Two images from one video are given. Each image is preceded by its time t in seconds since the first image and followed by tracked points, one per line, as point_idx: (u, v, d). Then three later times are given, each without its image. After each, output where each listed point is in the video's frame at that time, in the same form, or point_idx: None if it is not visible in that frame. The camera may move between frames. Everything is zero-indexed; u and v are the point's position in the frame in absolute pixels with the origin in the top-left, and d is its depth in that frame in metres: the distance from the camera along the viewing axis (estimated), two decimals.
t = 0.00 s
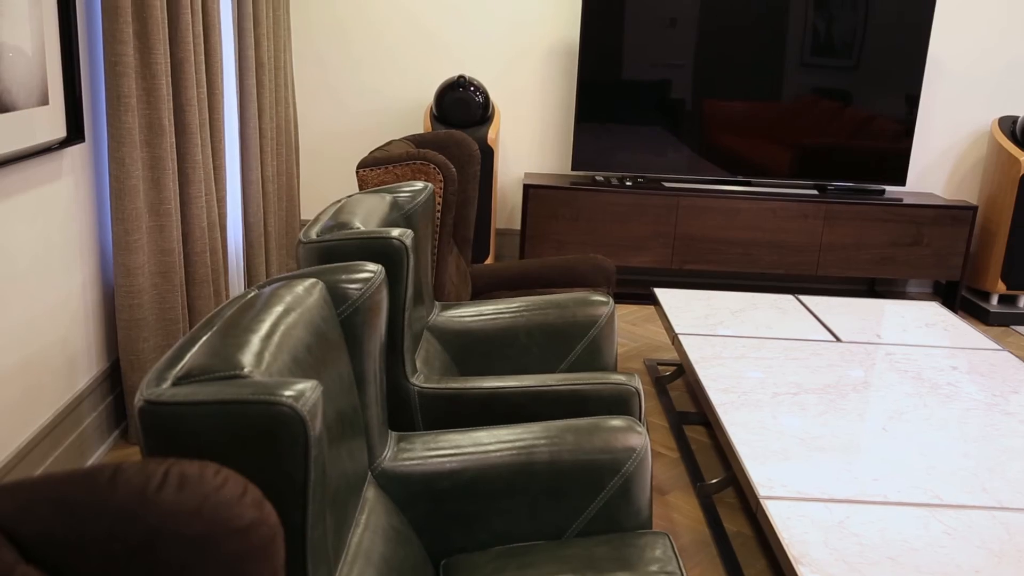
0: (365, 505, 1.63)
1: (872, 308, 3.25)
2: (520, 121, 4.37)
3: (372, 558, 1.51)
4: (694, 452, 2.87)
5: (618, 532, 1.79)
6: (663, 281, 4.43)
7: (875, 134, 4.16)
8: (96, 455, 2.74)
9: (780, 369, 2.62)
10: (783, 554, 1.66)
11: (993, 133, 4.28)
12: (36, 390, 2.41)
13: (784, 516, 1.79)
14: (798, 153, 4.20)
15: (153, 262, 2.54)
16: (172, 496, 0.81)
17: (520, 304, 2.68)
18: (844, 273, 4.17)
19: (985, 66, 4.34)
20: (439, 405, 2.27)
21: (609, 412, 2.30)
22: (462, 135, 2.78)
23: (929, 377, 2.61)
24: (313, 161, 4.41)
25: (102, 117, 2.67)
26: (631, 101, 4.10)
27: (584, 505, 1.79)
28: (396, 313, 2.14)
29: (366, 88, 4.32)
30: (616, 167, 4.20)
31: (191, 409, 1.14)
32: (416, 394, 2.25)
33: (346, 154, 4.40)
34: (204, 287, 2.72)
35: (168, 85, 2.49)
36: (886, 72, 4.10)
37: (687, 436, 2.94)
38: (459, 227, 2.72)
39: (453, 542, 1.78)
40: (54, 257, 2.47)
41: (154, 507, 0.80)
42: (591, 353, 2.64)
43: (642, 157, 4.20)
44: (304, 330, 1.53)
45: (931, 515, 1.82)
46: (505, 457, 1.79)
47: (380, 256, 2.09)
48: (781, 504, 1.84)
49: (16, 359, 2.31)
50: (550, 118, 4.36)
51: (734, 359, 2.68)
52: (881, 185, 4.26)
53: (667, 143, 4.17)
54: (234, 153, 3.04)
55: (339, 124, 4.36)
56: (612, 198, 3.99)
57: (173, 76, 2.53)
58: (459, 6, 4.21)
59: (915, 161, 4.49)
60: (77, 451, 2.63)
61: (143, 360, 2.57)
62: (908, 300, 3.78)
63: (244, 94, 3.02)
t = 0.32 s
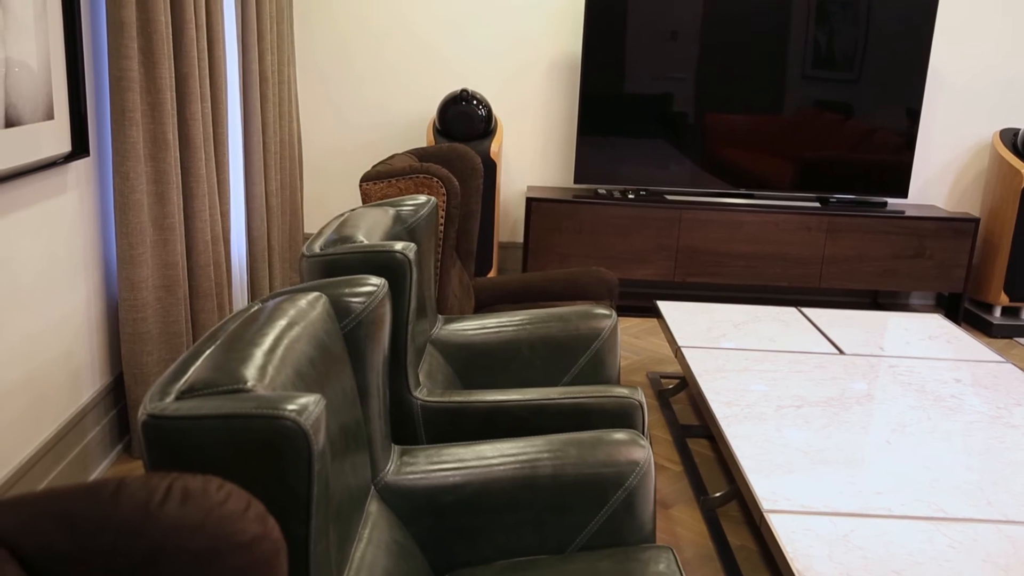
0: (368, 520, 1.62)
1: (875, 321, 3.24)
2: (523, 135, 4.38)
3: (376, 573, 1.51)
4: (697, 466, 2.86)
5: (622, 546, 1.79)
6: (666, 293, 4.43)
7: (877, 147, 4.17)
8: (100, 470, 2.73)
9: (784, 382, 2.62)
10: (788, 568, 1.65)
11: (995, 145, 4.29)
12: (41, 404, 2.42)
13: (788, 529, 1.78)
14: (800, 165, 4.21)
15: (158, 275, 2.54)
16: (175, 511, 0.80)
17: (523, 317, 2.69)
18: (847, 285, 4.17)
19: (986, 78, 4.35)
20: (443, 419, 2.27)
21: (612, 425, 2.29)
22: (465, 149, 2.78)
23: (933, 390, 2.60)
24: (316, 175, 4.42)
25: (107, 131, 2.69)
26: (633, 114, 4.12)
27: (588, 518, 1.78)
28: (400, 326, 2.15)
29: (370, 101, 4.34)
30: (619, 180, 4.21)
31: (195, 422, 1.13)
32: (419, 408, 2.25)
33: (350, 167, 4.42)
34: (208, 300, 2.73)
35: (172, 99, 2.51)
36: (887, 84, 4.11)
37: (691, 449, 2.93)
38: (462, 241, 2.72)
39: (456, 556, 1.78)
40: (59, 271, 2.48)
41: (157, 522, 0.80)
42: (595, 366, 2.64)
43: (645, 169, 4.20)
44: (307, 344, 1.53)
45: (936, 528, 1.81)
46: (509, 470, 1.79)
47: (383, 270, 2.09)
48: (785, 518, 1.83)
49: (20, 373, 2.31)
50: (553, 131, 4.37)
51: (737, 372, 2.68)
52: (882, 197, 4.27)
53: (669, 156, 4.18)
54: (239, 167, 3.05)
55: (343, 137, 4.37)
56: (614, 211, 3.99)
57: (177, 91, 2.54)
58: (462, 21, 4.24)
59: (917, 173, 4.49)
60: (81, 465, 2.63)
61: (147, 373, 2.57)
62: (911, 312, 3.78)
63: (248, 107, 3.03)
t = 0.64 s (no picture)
0: (377, 540, 1.64)
1: (886, 340, 3.23)
2: (533, 154, 4.40)
3: None
4: (708, 486, 2.85)
5: (631, 567, 1.78)
6: (675, 312, 4.42)
7: (886, 166, 4.17)
8: (110, 490, 2.74)
9: (795, 402, 2.61)
10: None
11: (1005, 164, 4.28)
12: (52, 424, 2.43)
13: (799, 550, 1.77)
14: (809, 184, 4.21)
15: (170, 295, 2.55)
16: (186, 531, 0.81)
17: (533, 336, 2.69)
18: (858, 305, 4.15)
19: (996, 97, 4.35)
20: (452, 440, 2.27)
21: (622, 445, 2.28)
22: (475, 169, 2.79)
23: (944, 410, 2.59)
24: (327, 194, 4.44)
25: (121, 152, 2.71)
26: (642, 133, 4.13)
27: (597, 539, 1.78)
28: (410, 346, 2.16)
29: (380, 121, 4.36)
30: (628, 200, 4.22)
31: (206, 442, 1.14)
32: (429, 428, 2.25)
33: (361, 186, 4.43)
34: (219, 320, 2.74)
35: (186, 121, 2.53)
36: (897, 104, 4.12)
37: (701, 470, 2.92)
38: (472, 261, 2.73)
39: None
40: (72, 291, 2.50)
41: (168, 542, 0.80)
42: (605, 386, 2.64)
43: (654, 189, 4.21)
44: (318, 364, 1.53)
45: (948, 550, 1.80)
46: (519, 491, 1.78)
47: (394, 290, 2.10)
48: (796, 539, 1.82)
49: (32, 394, 2.33)
50: (563, 150, 4.39)
51: (747, 391, 2.67)
52: (892, 216, 4.26)
53: (679, 176, 4.19)
54: (251, 188, 3.07)
55: (354, 156, 4.40)
56: (624, 230, 4.00)
57: (190, 113, 2.56)
58: (473, 41, 4.26)
59: (927, 192, 4.49)
60: (91, 485, 2.63)
61: (158, 393, 2.58)
62: (922, 332, 3.77)
63: (260, 127, 3.05)
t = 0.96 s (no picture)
0: (397, 565, 1.65)
1: (910, 366, 3.20)
2: (554, 178, 4.40)
3: None
4: (729, 512, 2.82)
5: None
6: (696, 336, 4.40)
7: (909, 189, 4.15)
8: (131, 513, 2.75)
9: (817, 427, 2.59)
10: None
11: None
12: (76, 447, 2.45)
13: None
14: (831, 207, 4.19)
15: (193, 320, 2.57)
16: (209, 554, 0.85)
17: (554, 361, 2.68)
18: (880, 329, 4.11)
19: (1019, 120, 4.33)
20: (473, 465, 2.26)
21: (643, 471, 2.26)
22: (496, 195, 2.80)
23: (969, 436, 2.56)
24: (347, 217, 4.46)
25: (147, 178, 2.74)
26: (663, 157, 4.13)
27: (618, 566, 1.76)
28: (432, 371, 2.16)
29: (401, 144, 4.39)
30: (649, 224, 4.21)
31: (228, 467, 1.15)
32: (450, 453, 2.25)
33: (382, 210, 4.45)
34: (241, 344, 2.75)
35: (210, 147, 2.55)
36: (919, 128, 4.10)
37: (723, 495, 2.89)
38: (493, 285, 2.73)
39: None
40: (97, 315, 2.52)
41: (191, 564, 0.84)
42: (625, 411, 2.62)
43: (675, 213, 4.21)
44: (340, 389, 1.54)
45: None
46: (539, 516, 1.77)
47: (414, 314, 2.10)
48: (819, 566, 1.80)
49: (57, 417, 2.35)
50: (583, 174, 4.39)
51: (769, 417, 2.65)
52: (916, 240, 4.23)
53: (700, 201, 4.18)
54: (273, 213, 3.09)
55: (375, 178, 4.42)
56: (645, 255, 3.99)
57: (215, 140, 2.59)
58: (494, 66, 4.29)
59: (951, 216, 4.45)
60: (113, 508, 2.64)
61: (180, 416, 2.59)
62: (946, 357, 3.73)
63: (284, 153, 3.08)
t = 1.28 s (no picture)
0: None
1: (943, 395, 3.15)
2: (580, 205, 4.41)
3: None
4: (760, 543, 2.78)
5: None
6: (723, 364, 4.37)
7: (939, 216, 4.12)
8: (160, 539, 2.76)
9: (848, 457, 2.55)
10: None
11: None
12: (107, 474, 2.46)
13: None
14: (859, 234, 4.16)
15: (223, 346, 2.59)
16: None
17: (582, 389, 2.66)
18: (912, 357, 4.06)
19: None
20: (500, 493, 2.25)
21: (672, 501, 2.24)
22: (524, 223, 2.81)
23: (1007, 468, 2.51)
24: (374, 244, 4.48)
25: (179, 208, 2.78)
26: (689, 184, 4.12)
27: None
28: (460, 399, 2.16)
29: (427, 172, 4.41)
30: (676, 251, 4.20)
31: (258, 494, 1.16)
32: (477, 482, 2.24)
33: (409, 237, 4.47)
34: (270, 371, 2.77)
35: (242, 177, 2.58)
36: (949, 154, 4.07)
37: (753, 525, 2.85)
38: (521, 313, 2.73)
39: None
40: (129, 342, 2.55)
41: None
42: (654, 440, 2.59)
43: (702, 240, 4.19)
44: (369, 417, 1.54)
45: None
46: (567, 546, 1.75)
47: (442, 342, 2.11)
48: None
49: (89, 443, 2.37)
50: (610, 202, 4.40)
51: (800, 446, 2.62)
52: (947, 267, 4.18)
53: (728, 228, 4.17)
54: (303, 241, 3.11)
55: (402, 206, 4.45)
56: (671, 281, 3.98)
57: (246, 169, 2.62)
58: (520, 94, 4.32)
59: (983, 243, 4.40)
60: (143, 534, 2.66)
61: (209, 444, 2.60)
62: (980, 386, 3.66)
63: (313, 182, 3.11)
